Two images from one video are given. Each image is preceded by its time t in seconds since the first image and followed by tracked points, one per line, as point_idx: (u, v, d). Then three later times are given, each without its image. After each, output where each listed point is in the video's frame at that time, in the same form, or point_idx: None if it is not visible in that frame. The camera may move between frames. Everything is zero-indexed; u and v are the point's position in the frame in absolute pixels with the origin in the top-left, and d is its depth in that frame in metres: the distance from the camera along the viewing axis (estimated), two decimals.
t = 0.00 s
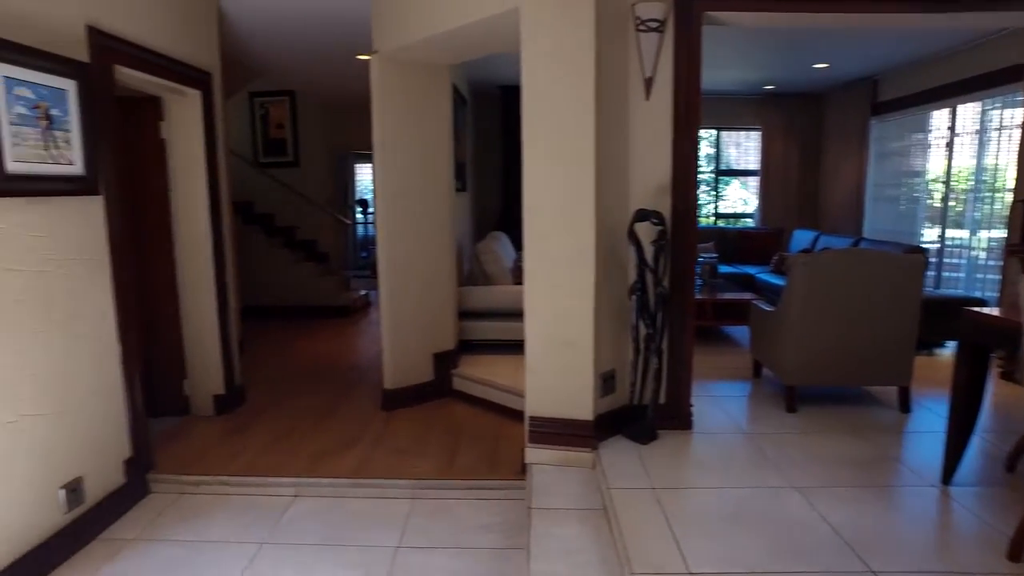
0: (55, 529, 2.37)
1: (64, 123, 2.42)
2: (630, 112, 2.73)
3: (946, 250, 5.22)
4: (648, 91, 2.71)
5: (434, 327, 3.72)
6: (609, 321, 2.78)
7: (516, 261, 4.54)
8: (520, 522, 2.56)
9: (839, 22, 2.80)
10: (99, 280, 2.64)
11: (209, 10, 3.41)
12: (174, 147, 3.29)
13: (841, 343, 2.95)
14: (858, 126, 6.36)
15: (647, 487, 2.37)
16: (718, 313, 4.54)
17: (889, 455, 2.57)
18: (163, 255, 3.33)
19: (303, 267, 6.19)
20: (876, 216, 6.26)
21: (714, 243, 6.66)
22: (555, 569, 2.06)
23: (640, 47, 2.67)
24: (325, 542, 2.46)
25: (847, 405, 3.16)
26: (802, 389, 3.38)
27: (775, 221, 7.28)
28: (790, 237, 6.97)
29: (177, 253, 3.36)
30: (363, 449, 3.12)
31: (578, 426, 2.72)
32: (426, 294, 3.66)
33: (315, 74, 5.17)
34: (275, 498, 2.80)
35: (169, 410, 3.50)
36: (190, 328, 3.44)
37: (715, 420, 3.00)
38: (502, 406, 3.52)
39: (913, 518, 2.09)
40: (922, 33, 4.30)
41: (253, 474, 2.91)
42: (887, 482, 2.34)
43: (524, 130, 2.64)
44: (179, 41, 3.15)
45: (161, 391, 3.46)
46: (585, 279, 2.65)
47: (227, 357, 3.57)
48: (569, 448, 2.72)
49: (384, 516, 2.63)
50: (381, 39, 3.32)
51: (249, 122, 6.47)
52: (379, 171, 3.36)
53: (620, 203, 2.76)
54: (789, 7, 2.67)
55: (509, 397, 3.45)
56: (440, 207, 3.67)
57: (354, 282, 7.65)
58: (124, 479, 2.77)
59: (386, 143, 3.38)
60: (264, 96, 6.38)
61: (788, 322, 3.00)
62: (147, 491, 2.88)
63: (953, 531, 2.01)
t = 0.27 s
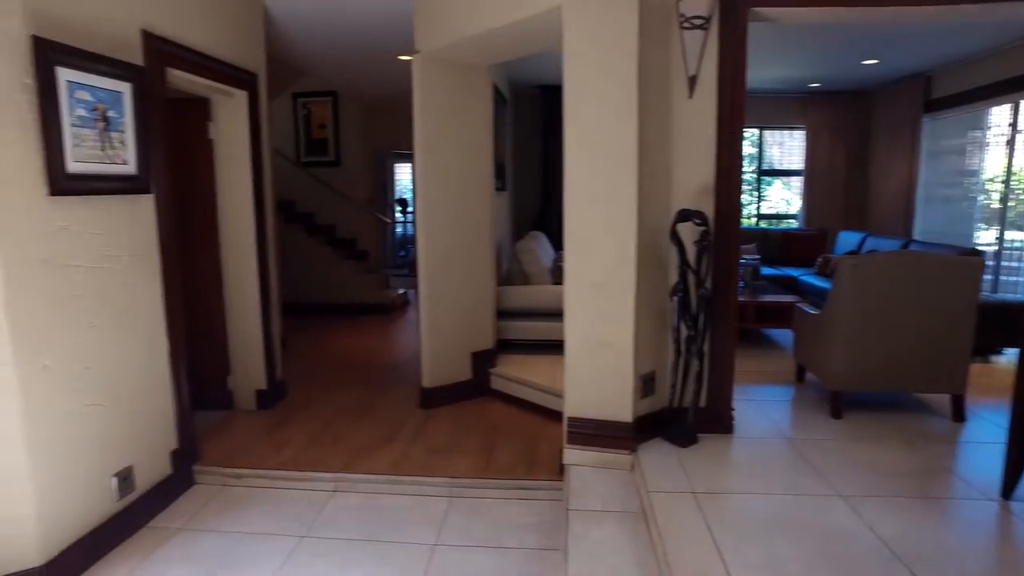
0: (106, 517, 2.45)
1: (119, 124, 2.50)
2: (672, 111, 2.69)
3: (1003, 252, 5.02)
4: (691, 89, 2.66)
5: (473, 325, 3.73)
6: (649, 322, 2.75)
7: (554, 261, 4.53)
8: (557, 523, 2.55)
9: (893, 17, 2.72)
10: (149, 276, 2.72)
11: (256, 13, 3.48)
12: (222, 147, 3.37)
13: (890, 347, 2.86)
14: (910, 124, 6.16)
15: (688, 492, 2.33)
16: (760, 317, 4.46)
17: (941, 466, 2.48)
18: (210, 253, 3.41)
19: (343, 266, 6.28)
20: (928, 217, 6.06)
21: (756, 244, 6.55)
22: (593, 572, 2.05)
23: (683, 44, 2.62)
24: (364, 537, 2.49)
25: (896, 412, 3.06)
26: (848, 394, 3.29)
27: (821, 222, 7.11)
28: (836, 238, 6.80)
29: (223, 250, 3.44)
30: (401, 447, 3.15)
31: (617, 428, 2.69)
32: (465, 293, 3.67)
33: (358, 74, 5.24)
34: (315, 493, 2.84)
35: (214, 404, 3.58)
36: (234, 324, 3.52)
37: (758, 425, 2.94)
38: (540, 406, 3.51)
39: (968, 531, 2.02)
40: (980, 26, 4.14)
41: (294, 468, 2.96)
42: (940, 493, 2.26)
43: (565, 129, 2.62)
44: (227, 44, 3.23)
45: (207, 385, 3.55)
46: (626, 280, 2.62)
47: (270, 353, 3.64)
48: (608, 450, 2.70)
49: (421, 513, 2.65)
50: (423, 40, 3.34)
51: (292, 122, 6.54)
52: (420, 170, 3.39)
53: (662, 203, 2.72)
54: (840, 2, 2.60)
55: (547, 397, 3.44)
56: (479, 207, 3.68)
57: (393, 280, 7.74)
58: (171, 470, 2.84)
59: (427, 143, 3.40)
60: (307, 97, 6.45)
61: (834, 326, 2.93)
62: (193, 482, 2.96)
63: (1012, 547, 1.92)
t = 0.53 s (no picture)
0: (152, 506, 2.53)
1: (168, 124, 2.56)
2: (715, 109, 2.64)
3: None
4: (735, 87, 2.61)
5: (510, 325, 3.73)
6: (689, 324, 2.71)
7: (593, 261, 4.51)
8: (593, 524, 2.53)
9: (950, 10, 2.62)
10: (195, 273, 2.79)
11: (300, 14, 3.54)
12: (266, 147, 3.43)
13: (942, 353, 2.76)
14: (963, 122, 5.95)
15: (728, 496, 2.29)
16: (802, 320, 4.38)
17: (995, 477, 2.38)
18: (254, 250, 3.48)
19: (381, 264, 6.36)
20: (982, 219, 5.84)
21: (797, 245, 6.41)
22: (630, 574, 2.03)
23: (727, 41, 2.59)
24: (401, 533, 2.51)
25: (947, 420, 2.96)
26: (896, 401, 3.19)
27: (866, 223, 6.92)
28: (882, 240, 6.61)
29: (266, 248, 3.51)
30: (438, 444, 3.17)
31: (655, 430, 2.66)
32: (503, 292, 3.68)
33: (398, 74, 5.28)
34: (353, 488, 2.88)
35: (256, 398, 3.66)
36: (276, 320, 3.58)
37: (801, 430, 2.87)
38: (577, 406, 3.49)
39: None
40: None
41: (333, 463, 3.01)
42: (994, 506, 2.17)
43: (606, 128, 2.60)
44: (272, 45, 3.29)
45: (250, 380, 3.63)
46: (665, 281, 2.59)
47: (310, 349, 3.70)
48: (646, 452, 2.67)
49: (457, 510, 2.66)
50: (463, 39, 3.36)
51: (333, 122, 6.65)
52: (459, 169, 3.41)
53: (704, 203, 2.68)
54: None
55: (584, 397, 3.42)
56: (518, 206, 3.68)
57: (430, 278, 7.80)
58: (214, 461, 2.91)
59: (467, 142, 3.41)
60: (346, 97, 6.53)
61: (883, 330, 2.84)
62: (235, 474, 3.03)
63: None
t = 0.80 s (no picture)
0: (194, 498, 2.59)
1: (213, 124, 2.61)
2: (758, 108, 2.59)
3: None
4: (779, 85, 2.56)
5: (546, 325, 3.72)
6: (728, 326, 2.66)
7: (628, 262, 4.47)
8: (629, 527, 2.50)
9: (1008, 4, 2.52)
10: (238, 270, 2.84)
11: (340, 16, 3.58)
12: (306, 147, 3.48)
13: (994, 360, 2.66)
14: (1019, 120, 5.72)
15: (768, 502, 2.24)
16: (845, 324, 4.28)
17: None
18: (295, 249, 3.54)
19: (417, 263, 6.41)
20: None
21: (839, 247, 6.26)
22: None
23: (770, 38, 2.53)
24: (435, 531, 2.52)
25: (1000, 429, 2.85)
26: (944, 408, 3.09)
27: (913, 225, 6.71)
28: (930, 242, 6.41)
29: (306, 247, 3.56)
30: (472, 444, 3.17)
31: (693, 433, 2.62)
32: (539, 293, 3.67)
33: (435, 74, 5.31)
34: (389, 485, 2.90)
35: (294, 394, 3.72)
36: (315, 318, 3.64)
37: (844, 436, 2.80)
38: (612, 408, 3.47)
39: None
40: None
41: (369, 460, 3.04)
42: None
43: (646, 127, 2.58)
44: (313, 46, 3.33)
45: (289, 376, 3.70)
46: (705, 282, 2.55)
47: (347, 347, 3.75)
48: (683, 455, 2.64)
49: (491, 510, 2.66)
50: (501, 39, 3.35)
51: (370, 121, 6.73)
52: (497, 169, 3.41)
53: (745, 203, 2.63)
54: None
55: (619, 399, 3.39)
56: (554, 206, 3.66)
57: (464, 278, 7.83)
58: (253, 456, 2.97)
59: (504, 142, 3.41)
60: (384, 97, 6.61)
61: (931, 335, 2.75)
62: (273, 469, 3.08)
63: None
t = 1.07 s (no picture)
0: (233, 491, 2.65)
1: (254, 125, 2.65)
2: (800, 106, 2.53)
3: None
4: (822, 83, 2.50)
5: (580, 325, 3.70)
6: (767, 328, 2.61)
7: (664, 262, 4.42)
8: (663, 530, 2.47)
9: None
10: (277, 268, 2.89)
11: (378, 17, 3.62)
12: (343, 146, 3.53)
13: None
14: None
15: (807, 509, 2.19)
16: (887, 328, 4.18)
17: None
18: (331, 248, 3.58)
19: (450, 262, 6.44)
20: None
21: (882, 249, 6.11)
22: None
23: (813, 35, 2.49)
24: (467, 530, 2.53)
25: None
26: (994, 416, 2.98)
27: (961, 226, 6.50)
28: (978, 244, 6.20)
29: (343, 245, 3.61)
30: (505, 443, 3.17)
31: (730, 437, 2.58)
32: (574, 293, 3.65)
33: (470, 75, 5.32)
34: (422, 483, 2.91)
35: (330, 391, 3.77)
36: (350, 316, 3.68)
37: (887, 443, 2.72)
38: (646, 409, 3.43)
39: None
40: None
41: (403, 458, 3.06)
42: None
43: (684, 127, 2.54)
44: (352, 47, 3.37)
45: (324, 373, 3.75)
46: (744, 284, 2.51)
47: (382, 345, 3.78)
48: (719, 459, 2.60)
49: (524, 510, 2.66)
50: (537, 38, 3.35)
51: (405, 122, 6.80)
52: (532, 169, 3.41)
53: (786, 203, 2.57)
54: None
55: (653, 401, 3.35)
56: (590, 206, 3.64)
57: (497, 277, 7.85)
58: (290, 451, 3.01)
59: (540, 141, 3.41)
60: (419, 98, 6.67)
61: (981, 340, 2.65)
62: (308, 464, 3.12)
63: None
